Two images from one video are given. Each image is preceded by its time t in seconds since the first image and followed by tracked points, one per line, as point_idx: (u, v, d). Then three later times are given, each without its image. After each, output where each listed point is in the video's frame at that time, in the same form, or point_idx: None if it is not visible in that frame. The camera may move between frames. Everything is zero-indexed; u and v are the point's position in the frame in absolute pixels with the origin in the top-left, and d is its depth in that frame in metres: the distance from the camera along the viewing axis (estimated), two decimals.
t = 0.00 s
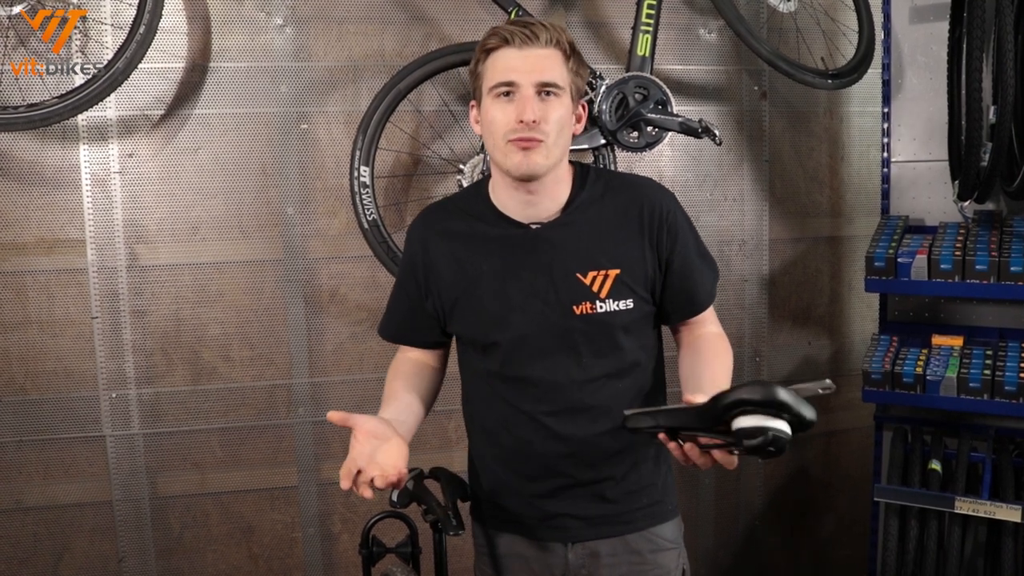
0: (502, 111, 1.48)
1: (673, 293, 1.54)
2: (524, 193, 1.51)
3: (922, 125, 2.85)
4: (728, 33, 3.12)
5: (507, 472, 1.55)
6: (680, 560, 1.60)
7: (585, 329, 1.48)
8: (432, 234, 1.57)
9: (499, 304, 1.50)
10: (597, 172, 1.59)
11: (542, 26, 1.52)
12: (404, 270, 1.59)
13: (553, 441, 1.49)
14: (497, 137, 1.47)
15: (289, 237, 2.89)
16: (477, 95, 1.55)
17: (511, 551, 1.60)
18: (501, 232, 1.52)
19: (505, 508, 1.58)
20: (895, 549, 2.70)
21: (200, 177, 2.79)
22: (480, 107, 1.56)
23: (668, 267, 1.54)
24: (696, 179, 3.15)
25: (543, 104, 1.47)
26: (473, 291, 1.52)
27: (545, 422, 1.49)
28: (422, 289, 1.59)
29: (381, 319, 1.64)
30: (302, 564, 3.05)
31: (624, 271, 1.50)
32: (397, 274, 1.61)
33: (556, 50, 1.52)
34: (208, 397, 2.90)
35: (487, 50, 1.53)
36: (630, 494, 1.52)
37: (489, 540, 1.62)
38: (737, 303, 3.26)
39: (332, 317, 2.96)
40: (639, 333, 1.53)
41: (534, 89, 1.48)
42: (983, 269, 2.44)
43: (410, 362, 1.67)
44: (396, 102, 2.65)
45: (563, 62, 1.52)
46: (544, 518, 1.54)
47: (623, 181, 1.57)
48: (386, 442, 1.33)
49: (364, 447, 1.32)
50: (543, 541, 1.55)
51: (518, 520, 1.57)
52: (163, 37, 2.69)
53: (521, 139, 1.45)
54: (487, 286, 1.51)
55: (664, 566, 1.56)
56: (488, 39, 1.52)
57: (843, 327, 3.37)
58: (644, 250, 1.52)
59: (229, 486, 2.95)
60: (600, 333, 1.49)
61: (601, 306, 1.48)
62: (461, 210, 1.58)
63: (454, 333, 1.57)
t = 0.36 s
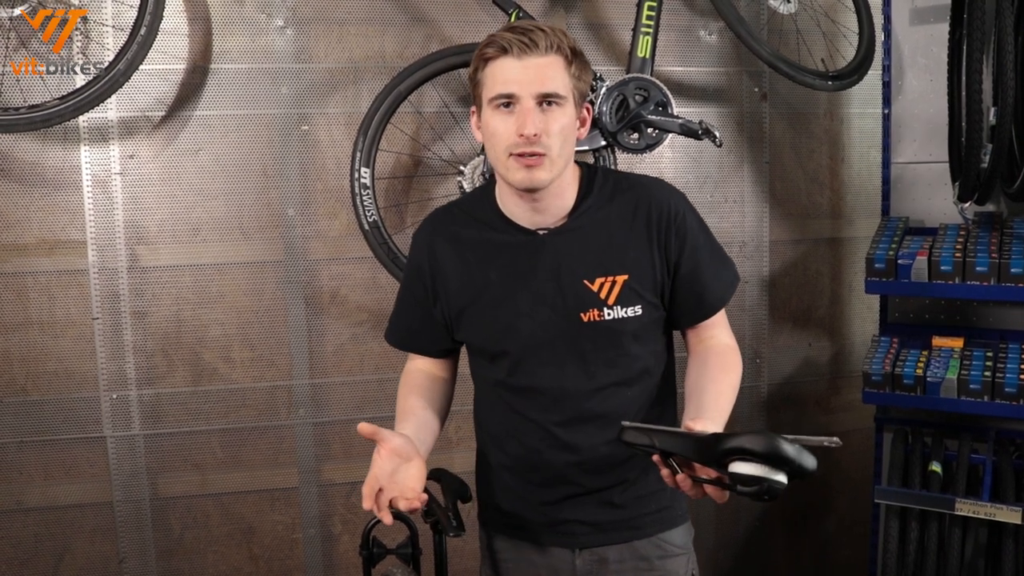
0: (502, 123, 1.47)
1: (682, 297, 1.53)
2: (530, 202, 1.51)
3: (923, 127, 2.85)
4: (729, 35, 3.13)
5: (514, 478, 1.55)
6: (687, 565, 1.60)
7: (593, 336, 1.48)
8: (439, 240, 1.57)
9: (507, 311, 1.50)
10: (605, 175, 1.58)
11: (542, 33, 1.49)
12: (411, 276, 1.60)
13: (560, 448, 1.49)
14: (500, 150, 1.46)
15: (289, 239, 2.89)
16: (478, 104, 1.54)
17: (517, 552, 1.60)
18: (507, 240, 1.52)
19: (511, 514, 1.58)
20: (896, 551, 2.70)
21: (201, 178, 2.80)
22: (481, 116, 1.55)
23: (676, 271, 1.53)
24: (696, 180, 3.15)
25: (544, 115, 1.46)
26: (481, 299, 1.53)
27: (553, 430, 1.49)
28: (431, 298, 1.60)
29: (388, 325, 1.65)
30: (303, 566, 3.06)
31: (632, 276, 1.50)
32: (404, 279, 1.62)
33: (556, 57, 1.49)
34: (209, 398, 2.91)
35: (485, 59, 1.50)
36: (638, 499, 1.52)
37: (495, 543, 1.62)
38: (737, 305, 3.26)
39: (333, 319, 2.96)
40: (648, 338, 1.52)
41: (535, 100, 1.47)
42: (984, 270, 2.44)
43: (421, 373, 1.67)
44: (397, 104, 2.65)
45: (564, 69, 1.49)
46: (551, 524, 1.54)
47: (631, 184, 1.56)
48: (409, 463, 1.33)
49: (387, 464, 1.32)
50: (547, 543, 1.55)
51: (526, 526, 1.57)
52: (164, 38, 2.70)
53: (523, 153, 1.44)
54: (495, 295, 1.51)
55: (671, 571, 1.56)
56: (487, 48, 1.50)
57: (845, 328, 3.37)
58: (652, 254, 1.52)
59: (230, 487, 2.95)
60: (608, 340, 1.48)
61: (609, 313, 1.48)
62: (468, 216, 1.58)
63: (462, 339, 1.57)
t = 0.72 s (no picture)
0: (503, 126, 1.46)
1: (686, 298, 1.53)
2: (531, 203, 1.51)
3: (924, 129, 2.85)
4: (730, 36, 3.13)
5: (518, 480, 1.56)
6: (692, 568, 1.60)
7: (596, 337, 1.48)
8: (442, 243, 1.58)
9: (509, 313, 1.50)
10: (607, 175, 1.57)
11: (541, 35, 1.48)
12: (415, 279, 1.61)
13: (564, 451, 1.49)
14: (500, 153, 1.46)
15: (291, 240, 2.89)
16: (478, 106, 1.54)
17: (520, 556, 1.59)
18: (509, 242, 1.52)
19: (516, 516, 1.58)
20: (896, 553, 2.70)
21: (203, 179, 2.80)
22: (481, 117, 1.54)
23: (679, 271, 1.52)
24: (697, 182, 3.15)
25: (544, 118, 1.46)
26: (484, 302, 1.53)
27: (558, 433, 1.49)
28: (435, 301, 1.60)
29: (393, 329, 1.65)
30: (304, 566, 3.06)
31: (634, 277, 1.50)
32: (408, 282, 1.62)
33: (556, 58, 1.48)
34: (210, 398, 2.91)
35: (485, 61, 1.50)
36: (644, 502, 1.53)
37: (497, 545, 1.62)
38: (738, 307, 3.26)
39: (334, 320, 2.97)
40: (651, 339, 1.52)
41: (535, 102, 1.46)
42: (985, 272, 2.44)
43: (429, 375, 1.67)
44: (398, 105, 2.65)
45: (564, 70, 1.49)
46: (555, 527, 1.54)
47: (633, 184, 1.55)
48: (428, 466, 1.34)
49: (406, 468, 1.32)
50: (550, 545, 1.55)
51: (531, 529, 1.57)
52: (166, 39, 2.70)
53: (524, 156, 1.44)
54: (497, 297, 1.52)
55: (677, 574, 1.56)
56: (486, 50, 1.49)
57: (845, 330, 3.37)
58: (654, 255, 1.51)
59: (230, 487, 2.96)
60: (611, 341, 1.48)
61: (611, 315, 1.48)
62: (471, 218, 1.58)
63: (466, 341, 1.58)
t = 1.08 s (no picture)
0: (500, 123, 1.47)
1: (683, 294, 1.52)
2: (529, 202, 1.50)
3: (923, 130, 2.86)
4: (730, 38, 3.13)
5: (519, 480, 1.56)
6: (692, 568, 1.59)
7: (594, 334, 1.48)
8: (441, 243, 1.58)
9: (508, 312, 1.51)
10: (605, 174, 1.57)
11: (536, 34, 1.49)
12: (414, 279, 1.61)
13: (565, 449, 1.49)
14: (497, 150, 1.47)
15: (291, 241, 2.89)
16: (475, 105, 1.54)
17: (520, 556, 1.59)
18: (508, 240, 1.52)
19: (516, 517, 1.58)
20: (897, 554, 2.70)
21: (203, 179, 2.80)
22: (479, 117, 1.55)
23: (676, 267, 1.51)
24: (697, 183, 3.15)
25: (541, 114, 1.46)
26: (483, 301, 1.53)
27: (559, 431, 1.49)
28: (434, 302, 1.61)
29: (393, 330, 1.65)
30: (303, 567, 3.05)
31: (632, 274, 1.49)
32: (408, 284, 1.63)
33: (551, 56, 1.49)
34: (210, 399, 2.91)
35: (482, 60, 1.51)
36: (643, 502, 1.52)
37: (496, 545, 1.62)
38: (738, 308, 3.26)
39: (333, 320, 2.97)
40: (650, 336, 1.51)
41: (531, 99, 1.47)
42: (985, 274, 2.44)
43: (429, 375, 1.67)
44: (398, 106, 2.65)
45: (560, 69, 1.49)
46: (555, 527, 1.54)
47: (630, 181, 1.55)
48: (448, 461, 1.40)
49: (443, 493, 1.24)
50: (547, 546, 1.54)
51: (532, 529, 1.56)
52: (166, 39, 2.70)
53: (521, 151, 1.44)
54: (497, 295, 1.52)
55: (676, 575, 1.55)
56: (482, 50, 1.50)
57: (845, 331, 3.37)
58: (652, 252, 1.51)
59: (230, 488, 2.96)
60: (610, 338, 1.48)
61: (610, 311, 1.48)
62: (470, 218, 1.58)
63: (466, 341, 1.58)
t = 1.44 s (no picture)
0: (483, 116, 1.43)
1: (661, 284, 1.42)
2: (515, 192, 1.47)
3: (923, 129, 2.85)
4: (729, 37, 3.13)
5: (504, 470, 1.53)
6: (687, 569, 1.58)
7: (574, 320, 1.45)
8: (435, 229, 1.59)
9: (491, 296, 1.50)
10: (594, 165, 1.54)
11: (514, 31, 1.47)
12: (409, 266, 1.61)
13: (546, 435, 1.46)
14: (481, 143, 1.43)
15: (290, 242, 2.89)
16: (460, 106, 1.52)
17: (513, 556, 1.56)
18: (491, 226, 1.52)
19: (501, 509, 1.55)
20: (897, 554, 2.70)
21: (201, 181, 2.80)
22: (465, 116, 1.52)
23: (655, 255, 1.43)
24: (697, 183, 3.15)
25: (522, 105, 1.43)
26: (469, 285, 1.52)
27: (539, 416, 1.46)
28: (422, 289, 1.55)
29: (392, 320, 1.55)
30: (303, 568, 3.05)
31: (611, 260, 1.45)
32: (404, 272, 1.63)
33: (530, 52, 1.47)
34: (209, 400, 2.91)
35: (464, 59, 1.49)
36: (624, 497, 1.46)
37: (491, 546, 1.60)
38: (738, 307, 3.26)
39: (333, 321, 2.96)
40: (632, 326, 1.45)
41: (512, 91, 1.44)
42: (985, 272, 2.43)
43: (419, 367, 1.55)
44: (396, 106, 2.65)
45: (539, 64, 1.47)
46: (536, 517, 1.50)
47: (615, 171, 1.51)
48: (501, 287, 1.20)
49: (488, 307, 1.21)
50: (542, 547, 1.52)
51: (515, 518, 1.53)
52: (164, 41, 2.70)
53: (505, 140, 1.40)
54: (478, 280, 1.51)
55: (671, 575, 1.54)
56: (464, 49, 1.49)
57: (845, 330, 3.36)
58: (631, 238, 1.45)
59: (231, 489, 2.95)
60: (590, 324, 1.45)
61: (588, 296, 1.45)
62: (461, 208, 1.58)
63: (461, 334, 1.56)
